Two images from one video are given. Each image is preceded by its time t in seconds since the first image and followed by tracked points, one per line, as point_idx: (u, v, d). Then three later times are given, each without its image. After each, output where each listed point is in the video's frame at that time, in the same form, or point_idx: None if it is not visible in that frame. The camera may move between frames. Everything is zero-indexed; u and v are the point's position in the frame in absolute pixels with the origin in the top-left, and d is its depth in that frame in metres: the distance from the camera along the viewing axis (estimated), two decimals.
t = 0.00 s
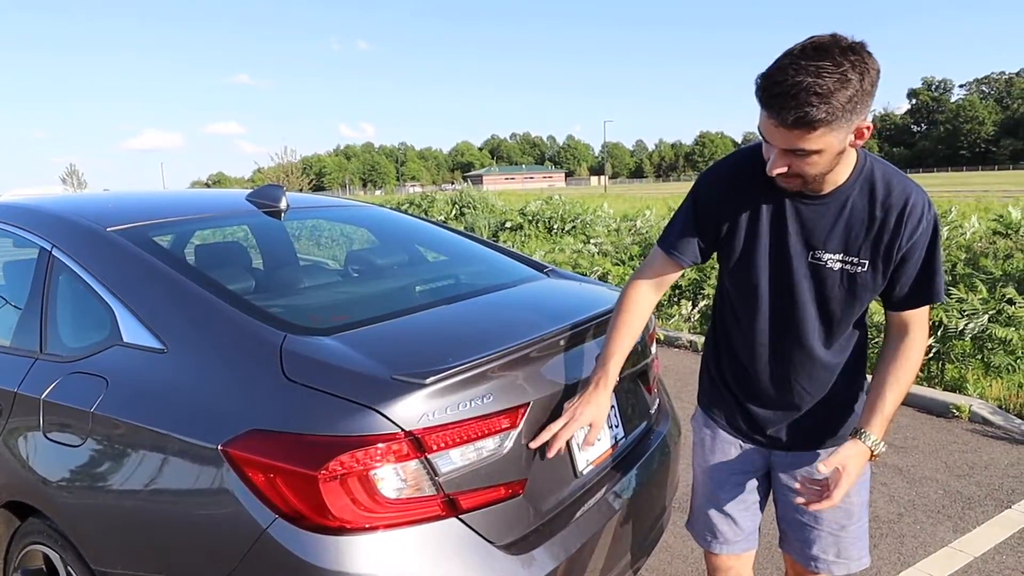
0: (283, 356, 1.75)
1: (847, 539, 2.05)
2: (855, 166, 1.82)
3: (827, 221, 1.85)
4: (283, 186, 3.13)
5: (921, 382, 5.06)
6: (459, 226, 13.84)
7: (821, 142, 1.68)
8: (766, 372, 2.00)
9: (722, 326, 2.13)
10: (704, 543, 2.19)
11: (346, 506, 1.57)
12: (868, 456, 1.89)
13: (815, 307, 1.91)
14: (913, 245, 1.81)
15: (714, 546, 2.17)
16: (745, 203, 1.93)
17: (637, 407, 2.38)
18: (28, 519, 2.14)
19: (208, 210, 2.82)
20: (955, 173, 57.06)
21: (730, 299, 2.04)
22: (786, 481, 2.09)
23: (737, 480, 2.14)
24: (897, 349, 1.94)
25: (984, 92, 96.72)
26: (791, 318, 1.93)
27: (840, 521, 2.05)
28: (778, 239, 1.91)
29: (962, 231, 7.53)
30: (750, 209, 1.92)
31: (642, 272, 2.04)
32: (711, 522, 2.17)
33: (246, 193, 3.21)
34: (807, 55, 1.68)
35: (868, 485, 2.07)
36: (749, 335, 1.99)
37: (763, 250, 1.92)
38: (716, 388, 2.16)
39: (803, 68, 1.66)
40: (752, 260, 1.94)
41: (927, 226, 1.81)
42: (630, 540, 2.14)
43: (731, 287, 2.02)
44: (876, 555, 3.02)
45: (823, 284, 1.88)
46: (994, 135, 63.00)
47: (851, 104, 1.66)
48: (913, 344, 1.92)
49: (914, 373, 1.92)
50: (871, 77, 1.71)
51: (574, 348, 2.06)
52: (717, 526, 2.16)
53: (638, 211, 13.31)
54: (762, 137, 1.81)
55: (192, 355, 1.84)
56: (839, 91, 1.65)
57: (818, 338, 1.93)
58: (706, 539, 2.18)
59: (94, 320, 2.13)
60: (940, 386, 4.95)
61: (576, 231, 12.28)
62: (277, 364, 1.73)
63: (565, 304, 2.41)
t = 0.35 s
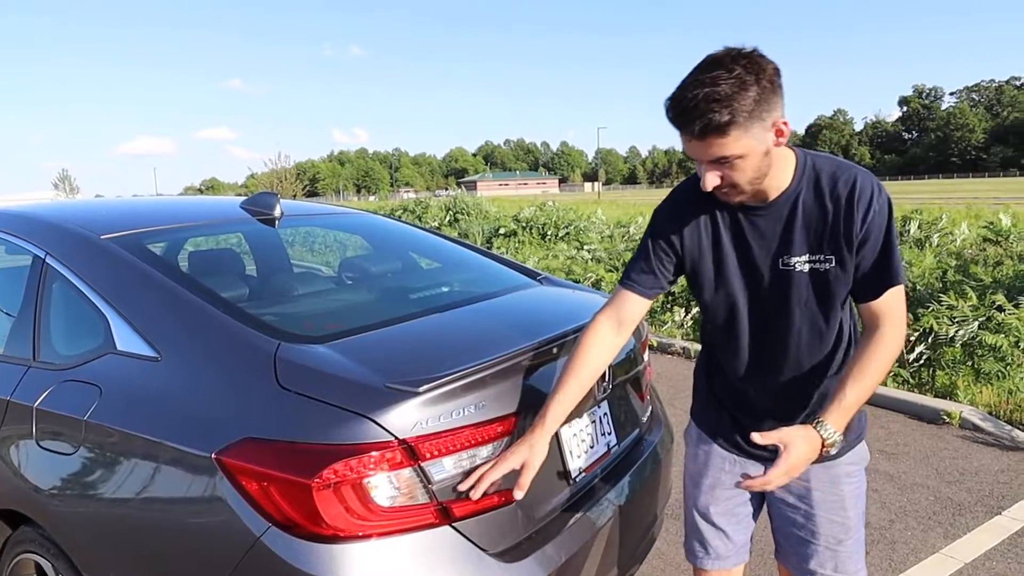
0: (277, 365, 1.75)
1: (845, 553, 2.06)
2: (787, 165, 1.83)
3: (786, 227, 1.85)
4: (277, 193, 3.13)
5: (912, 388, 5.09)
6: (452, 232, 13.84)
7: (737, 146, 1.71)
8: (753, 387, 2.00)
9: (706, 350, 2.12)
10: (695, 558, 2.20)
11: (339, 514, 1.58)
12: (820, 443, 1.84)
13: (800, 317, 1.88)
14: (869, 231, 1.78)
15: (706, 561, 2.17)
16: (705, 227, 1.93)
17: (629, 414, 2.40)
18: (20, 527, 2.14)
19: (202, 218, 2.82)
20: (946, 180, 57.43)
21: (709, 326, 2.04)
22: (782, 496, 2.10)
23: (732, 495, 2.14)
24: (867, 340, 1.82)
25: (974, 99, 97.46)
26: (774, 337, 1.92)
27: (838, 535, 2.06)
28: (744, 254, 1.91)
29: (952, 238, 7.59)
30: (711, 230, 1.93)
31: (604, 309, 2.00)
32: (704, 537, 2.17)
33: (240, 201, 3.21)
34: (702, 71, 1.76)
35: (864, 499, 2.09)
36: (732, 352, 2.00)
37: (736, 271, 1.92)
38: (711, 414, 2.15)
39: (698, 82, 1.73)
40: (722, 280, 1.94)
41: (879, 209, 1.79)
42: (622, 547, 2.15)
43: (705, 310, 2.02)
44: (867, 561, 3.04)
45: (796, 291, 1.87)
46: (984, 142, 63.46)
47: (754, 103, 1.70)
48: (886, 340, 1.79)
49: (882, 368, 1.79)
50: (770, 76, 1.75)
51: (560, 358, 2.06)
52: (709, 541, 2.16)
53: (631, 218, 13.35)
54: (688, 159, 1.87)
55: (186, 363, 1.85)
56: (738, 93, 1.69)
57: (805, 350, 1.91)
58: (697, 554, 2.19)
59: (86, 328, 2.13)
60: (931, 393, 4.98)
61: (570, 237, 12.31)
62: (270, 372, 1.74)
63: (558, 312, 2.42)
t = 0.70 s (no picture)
0: (274, 368, 1.76)
1: None
2: (745, 144, 1.77)
3: (749, 215, 1.79)
4: (273, 197, 3.14)
5: (905, 392, 5.09)
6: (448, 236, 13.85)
7: (679, 118, 1.68)
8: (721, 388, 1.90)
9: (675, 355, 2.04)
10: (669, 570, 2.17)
11: (337, 516, 1.59)
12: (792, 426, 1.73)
13: (764, 311, 1.79)
14: (834, 216, 1.72)
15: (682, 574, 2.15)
16: (666, 217, 1.88)
17: (623, 417, 2.41)
18: (17, 530, 2.14)
19: (199, 222, 2.83)
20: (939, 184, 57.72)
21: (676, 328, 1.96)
22: (758, 515, 1.98)
23: (706, 509, 2.08)
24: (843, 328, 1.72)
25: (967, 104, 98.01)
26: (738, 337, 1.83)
27: (813, 559, 1.94)
28: (706, 244, 1.84)
29: (945, 242, 7.64)
30: (673, 219, 1.87)
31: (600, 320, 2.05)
32: (679, 550, 2.13)
33: (236, 204, 3.22)
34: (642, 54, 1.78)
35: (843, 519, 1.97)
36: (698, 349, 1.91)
37: (699, 268, 1.85)
38: (682, 424, 2.06)
39: (635, 62, 1.75)
40: (685, 271, 1.87)
41: (843, 192, 1.73)
42: (617, 549, 2.17)
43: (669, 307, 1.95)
44: (861, 563, 3.06)
45: (759, 280, 1.78)
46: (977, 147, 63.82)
47: (690, 73, 1.69)
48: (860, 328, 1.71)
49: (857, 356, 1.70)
50: (709, 51, 1.74)
51: (556, 360, 2.06)
52: (684, 554, 2.13)
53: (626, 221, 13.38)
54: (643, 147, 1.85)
55: (182, 366, 1.86)
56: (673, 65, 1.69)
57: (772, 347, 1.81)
58: (671, 567, 2.16)
59: (83, 332, 2.13)
60: (923, 396, 5.01)
61: (565, 241, 12.33)
62: (267, 375, 1.75)
63: (553, 316, 2.44)
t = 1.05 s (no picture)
0: (270, 371, 1.77)
1: None
2: (773, 131, 1.77)
3: (777, 207, 1.76)
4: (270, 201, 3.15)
5: (899, 395, 5.13)
6: (444, 238, 13.86)
7: (704, 94, 1.70)
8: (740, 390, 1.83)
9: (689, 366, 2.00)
10: None
11: (332, 519, 1.60)
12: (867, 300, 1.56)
13: (787, 309, 1.75)
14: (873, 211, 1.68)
15: None
16: (692, 208, 1.86)
17: (619, 420, 2.42)
18: (14, 533, 2.15)
19: (196, 225, 2.84)
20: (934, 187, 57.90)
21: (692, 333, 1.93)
22: (781, 536, 1.90)
23: (723, 529, 1.98)
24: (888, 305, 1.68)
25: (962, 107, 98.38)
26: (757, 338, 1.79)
27: None
28: (732, 236, 1.81)
29: (940, 245, 7.67)
30: (698, 211, 1.85)
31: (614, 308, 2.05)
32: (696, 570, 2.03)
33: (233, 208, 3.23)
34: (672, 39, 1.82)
35: (874, 542, 1.86)
36: (719, 347, 1.86)
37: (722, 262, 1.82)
38: (693, 439, 1.99)
39: (666, 43, 1.79)
40: (707, 264, 1.84)
41: (880, 188, 1.69)
42: (613, 552, 2.18)
43: (689, 304, 1.91)
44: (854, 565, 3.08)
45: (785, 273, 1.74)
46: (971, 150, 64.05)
47: (717, 53, 1.71)
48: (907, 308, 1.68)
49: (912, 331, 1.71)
50: (737, 34, 1.77)
51: (551, 364, 2.06)
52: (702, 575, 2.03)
53: (623, 224, 13.40)
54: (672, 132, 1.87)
55: (179, 369, 1.86)
56: (699, 44, 1.72)
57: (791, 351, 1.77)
58: None
59: (80, 334, 2.14)
60: (918, 399, 5.03)
61: (562, 243, 12.35)
62: (264, 379, 1.76)
63: (549, 319, 2.45)
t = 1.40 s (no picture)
0: (246, 372, 1.78)
1: None
2: (833, 118, 1.67)
3: (831, 202, 1.66)
4: (249, 201, 3.14)
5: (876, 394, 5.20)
6: (429, 239, 13.84)
7: (761, 71, 1.63)
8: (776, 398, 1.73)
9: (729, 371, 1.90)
10: None
11: (307, 518, 1.60)
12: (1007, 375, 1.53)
13: (833, 310, 1.65)
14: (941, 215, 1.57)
15: None
16: (744, 201, 1.79)
17: (596, 420, 2.44)
18: None
19: (174, 225, 2.83)
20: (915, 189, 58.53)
21: (733, 335, 1.83)
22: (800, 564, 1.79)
23: (736, 555, 1.87)
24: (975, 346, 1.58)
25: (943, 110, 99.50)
26: (801, 343, 1.68)
27: None
28: (781, 231, 1.72)
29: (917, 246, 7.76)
30: (748, 204, 1.77)
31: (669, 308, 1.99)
32: None
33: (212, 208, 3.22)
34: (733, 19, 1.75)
35: None
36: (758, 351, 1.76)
37: (770, 256, 1.73)
38: (722, 450, 1.90)
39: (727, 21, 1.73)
40: (755, 260, 1.75)
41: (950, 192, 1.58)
42: (589, 550, 2.20)
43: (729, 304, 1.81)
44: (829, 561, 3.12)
45: (835, 273, 1.64)
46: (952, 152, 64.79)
47: (778, 29, 1.63)
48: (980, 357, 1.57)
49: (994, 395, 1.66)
50: (804, 14, 1.68)
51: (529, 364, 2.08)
52: None
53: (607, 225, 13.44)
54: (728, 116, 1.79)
55: (156, 370, 1.86)
56: (759, 20, 1.65)
57: (836, 364, 1.65)
58: None
59: (56, 335, 2.13)
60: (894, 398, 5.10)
61: (546, 244, 12.38)
62: (241, 380, 1.76)
63: (527, 319, 2.47)
